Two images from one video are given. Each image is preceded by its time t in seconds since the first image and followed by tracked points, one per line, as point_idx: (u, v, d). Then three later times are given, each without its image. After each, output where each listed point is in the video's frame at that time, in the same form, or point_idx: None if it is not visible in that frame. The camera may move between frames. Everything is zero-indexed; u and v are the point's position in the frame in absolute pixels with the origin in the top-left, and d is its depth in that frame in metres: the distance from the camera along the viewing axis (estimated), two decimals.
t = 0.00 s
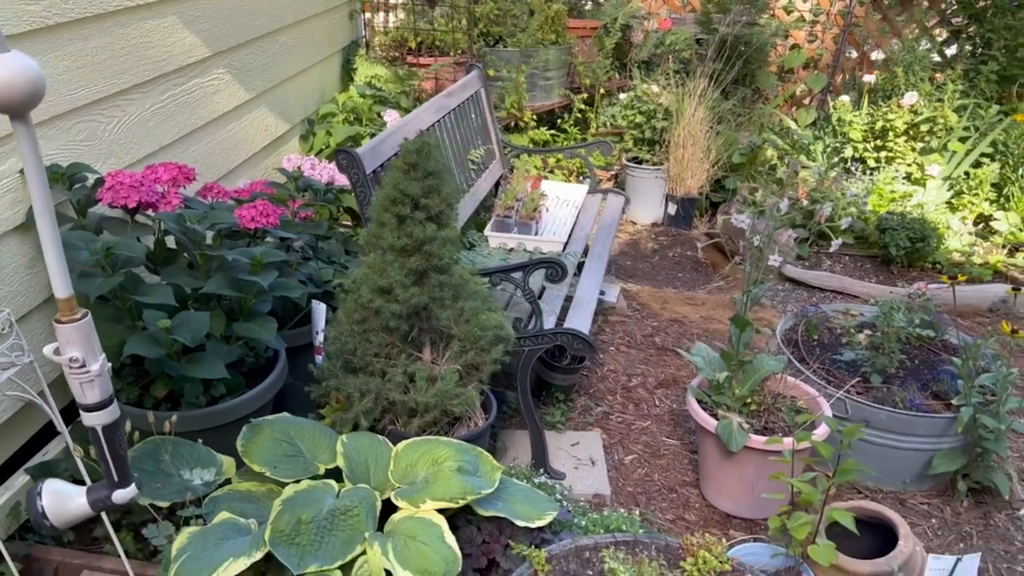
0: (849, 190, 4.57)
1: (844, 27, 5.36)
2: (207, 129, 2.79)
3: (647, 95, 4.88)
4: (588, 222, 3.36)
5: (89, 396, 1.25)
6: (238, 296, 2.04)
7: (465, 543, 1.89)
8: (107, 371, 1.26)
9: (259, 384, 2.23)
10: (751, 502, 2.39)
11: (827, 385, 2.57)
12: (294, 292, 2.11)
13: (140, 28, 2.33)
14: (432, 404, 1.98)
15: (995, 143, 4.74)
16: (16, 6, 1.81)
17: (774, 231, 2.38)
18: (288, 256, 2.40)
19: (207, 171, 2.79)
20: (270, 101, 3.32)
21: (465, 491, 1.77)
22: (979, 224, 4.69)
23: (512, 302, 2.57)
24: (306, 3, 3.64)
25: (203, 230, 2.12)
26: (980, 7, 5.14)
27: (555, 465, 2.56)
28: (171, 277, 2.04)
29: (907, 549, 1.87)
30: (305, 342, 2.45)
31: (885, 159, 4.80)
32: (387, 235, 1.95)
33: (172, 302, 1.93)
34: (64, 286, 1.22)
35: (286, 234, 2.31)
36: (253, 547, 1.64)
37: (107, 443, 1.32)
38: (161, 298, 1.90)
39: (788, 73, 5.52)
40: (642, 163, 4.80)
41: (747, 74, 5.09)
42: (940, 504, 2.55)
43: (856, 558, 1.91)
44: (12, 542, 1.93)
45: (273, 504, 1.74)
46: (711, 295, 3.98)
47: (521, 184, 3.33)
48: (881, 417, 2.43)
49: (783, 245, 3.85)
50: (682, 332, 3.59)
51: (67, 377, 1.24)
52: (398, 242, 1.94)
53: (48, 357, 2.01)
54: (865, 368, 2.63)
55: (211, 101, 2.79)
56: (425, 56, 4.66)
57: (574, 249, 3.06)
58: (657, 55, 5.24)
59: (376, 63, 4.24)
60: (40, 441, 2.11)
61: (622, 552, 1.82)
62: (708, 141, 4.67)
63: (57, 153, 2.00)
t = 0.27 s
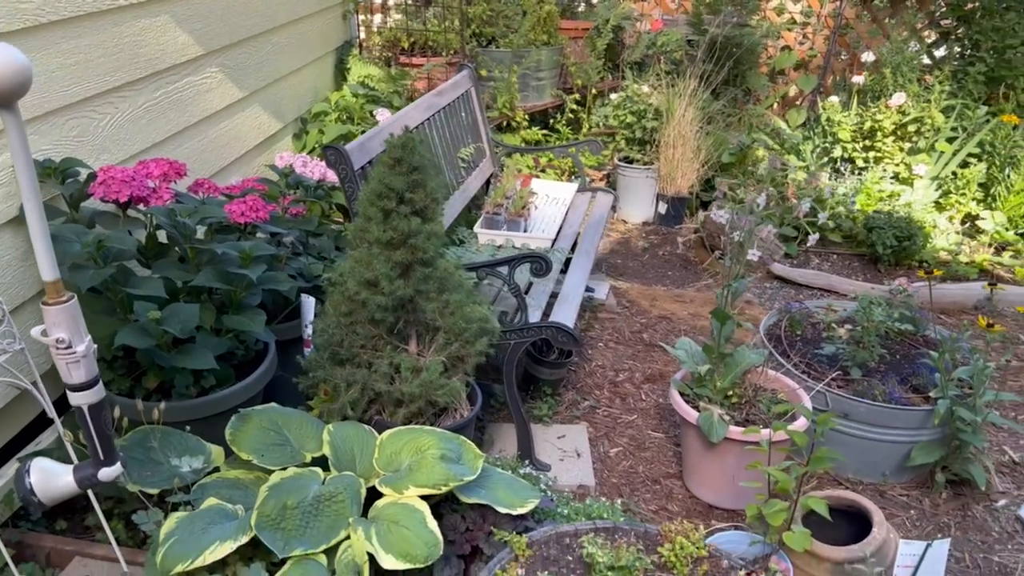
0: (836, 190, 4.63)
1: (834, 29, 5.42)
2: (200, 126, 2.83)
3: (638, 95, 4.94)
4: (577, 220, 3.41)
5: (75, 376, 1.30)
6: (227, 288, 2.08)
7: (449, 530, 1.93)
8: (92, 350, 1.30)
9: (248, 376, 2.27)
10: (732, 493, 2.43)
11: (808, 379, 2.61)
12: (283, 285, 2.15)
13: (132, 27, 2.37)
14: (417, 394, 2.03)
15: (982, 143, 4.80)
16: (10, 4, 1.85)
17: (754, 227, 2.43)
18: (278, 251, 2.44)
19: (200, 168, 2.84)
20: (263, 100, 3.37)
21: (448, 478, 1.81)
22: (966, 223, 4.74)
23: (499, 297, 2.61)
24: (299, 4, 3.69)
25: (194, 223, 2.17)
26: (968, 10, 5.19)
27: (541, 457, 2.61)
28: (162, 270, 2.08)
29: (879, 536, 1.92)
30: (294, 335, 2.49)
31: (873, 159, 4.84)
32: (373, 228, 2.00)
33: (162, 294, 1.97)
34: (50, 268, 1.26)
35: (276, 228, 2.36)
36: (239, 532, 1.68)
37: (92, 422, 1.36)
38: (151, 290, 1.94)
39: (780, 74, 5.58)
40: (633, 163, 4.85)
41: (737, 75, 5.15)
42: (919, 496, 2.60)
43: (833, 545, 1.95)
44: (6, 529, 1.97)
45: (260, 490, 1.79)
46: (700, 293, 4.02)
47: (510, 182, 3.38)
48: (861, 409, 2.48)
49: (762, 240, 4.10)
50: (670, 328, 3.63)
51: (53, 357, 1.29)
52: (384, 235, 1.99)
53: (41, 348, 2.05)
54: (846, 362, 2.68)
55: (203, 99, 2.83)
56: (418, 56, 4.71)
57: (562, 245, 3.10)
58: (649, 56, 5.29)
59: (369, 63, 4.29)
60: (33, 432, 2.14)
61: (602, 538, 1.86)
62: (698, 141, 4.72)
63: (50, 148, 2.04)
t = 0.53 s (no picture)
0: (829, 192, 4.70)
1: (827, 31, 5.48)
2: (198, 127, 2.87)
3: (631, 97, 4.99)
4: (570, 219, 3.46)
5: (74, 362, 1.35)
6: (223, 284, 2.12)
7: (441, 521, 1.97)
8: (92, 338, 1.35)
9: (245, 371, 2.31)
10: (720, 486, 2.47)
11: (796, 374, 2.66)
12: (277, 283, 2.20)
13: (131, 29, 2.42)
14: (410, 388, 2.07)
15: (973, 144, 4.84)
16: (12, 7, 1.90)
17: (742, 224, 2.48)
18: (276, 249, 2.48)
19: (198, 167, 2.88)
20: (261, 101, 3.41)
21: (439, 469, 1.85)
22: (957, 223, 4.79)
23: (492, 294, 2.66)
24: (297, 6, 3.74)
25: (191, 221, 2.20)
26: (959, 12, 5.24)
27: (534, 451, 2.65)
28: (161, 267, 2.13)
29: (864, 525, 1.98)
30: (290, 332, 2.53)
31: (865, 160, 4.89)
32: (367, 226, 2.04)
33: (160, 291, 2.01)
34: (52, 258, 1.31)
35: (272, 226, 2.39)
36: (235, 520, 1.72)
37: (90, 407, 1.40)
38: (149, 286, 1.98)
39: (774, 76, 5.63)
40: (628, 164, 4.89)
41: (731, 77, 5.20)
42: (905, 490, 2.64)
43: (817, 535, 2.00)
44: (7, 521, 2.01)
45: (255, 481, 1.83)
46: (692, 292, 4.07)
47: (505, 182, 3.43)
48: (848, 404, 2.52)
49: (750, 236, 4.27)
50: (663, 327, 3.68)
51: (54, 345, 1.33)
52: (377, 232, 2.03)
53: (41, 342, 2.09)
54: (833, 357, 2.72)
55: (202, 100, 2.88)
56: (414, 58, 4.76)
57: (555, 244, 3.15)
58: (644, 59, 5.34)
59: (365, 65, 4.34)
60: (34, 426, 2.17)
61: (590, 528, 1.90)
62: (692, 142, 4.77)
63: (50, 147, 2.09)
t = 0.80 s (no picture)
0: (822, 191, 4.74)
1: (822, 33, 5.52)
2: (196, 127, 2.90)
3: (626, 98, 5.03)
4: (565, 217, 3.49)
5: (73, 352, 1.38)
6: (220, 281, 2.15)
7: (436, 514, 2.00)
8: (90, 328, 1.39)
9: (242, 367, 2.34)
10: (713, 481, 2.49)
11: (787, 369, 2.69)
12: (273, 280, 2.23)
13: (129, 30, 2.45)
14: (405, 383, 2.09)
15: (966, 144, 4.88)
16: (12, 8, 1.93)
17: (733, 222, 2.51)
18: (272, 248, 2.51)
19: (196, 167, 2.91)
20: (258, 102, 3.44)
21: (433, 462, 1.88)
22: (950, 223, 4.82)
23: (487, 292, 2.69)
24: (294, 7, 3.77)
25: (189, 219, 2.23)
26: (952, 13, 5.27)
27: (529, 447, 2.68)
28: (159, 265, 2.15)
29: (852, 518, 2.01)
30: (287, 329, 2.56)
31: (859, 160, 4.93)
32: (362, 223, 2.07)
33: (158, 287, 2.04)
34: (52, 249, 1.35)
35: (268, 224, 2.42)
36: (231, 512, 1.75)
37: (89, 397, 1.44)
38: (147, 283, 2.01)
39: (769, 77, 5.66)
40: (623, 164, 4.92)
41: (726, 78, 5.24)
42: (896, 484, 2.67)
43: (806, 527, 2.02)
44: (7, 515, 2.03)
45: (252, 474, 1.85)
46: (687, 290, 4.10)
47: (500, 181, 3.46)
48: (839, 399, 2.55)
49: (740, 237, 4.21)
50: (658, 325, 3.71)
51: (53, 335, 1.37)
52: (372, 229, 2.06)
53: (41, 339, 2.12)
54: (824, 354, 2.75)
55: (199, 101, 2.91)
56: (411, 60, 4.84)
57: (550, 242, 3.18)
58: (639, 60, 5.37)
59: (362, 66, 4.38)
60: (34, 422, 2.19)
61: (582, 520, 1.93)
62: (686, 143, 4.80)
63: (49, 146, 2.12)
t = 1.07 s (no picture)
0: (815, 189, 4.77)
1: (816, 33, 5.55)
2: (192, 128, 2.92)
3: (621, 98, 5.06)
4: (559, 217, 3.51)
5: (68, 346, 1.41)
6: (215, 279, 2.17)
7: (430, 510, 2.01)
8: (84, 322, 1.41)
9: (237, 365, 2.35)
10: (706, 476, 2.51)
11: (779, 366, 2.71)
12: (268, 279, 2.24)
13: (125, 31, 2.47)
14: (399, 379, 2.11)
15: (959, 143, 4.90)
16: (8, 9, 1.95)
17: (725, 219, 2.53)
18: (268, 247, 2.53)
19: (192, 168, 2.93)
20: (254, 103, 3.46)
21: (427, 457, 1.90)
22: (944, 221, 4.84)
23: (481, 290, 2.71)
24: (289, 9, 3.79)
25: (184, 218, 2.25)
26: (945, 13, 5.30)
27: (523, 444, 2.70)
28: (154, 263, 2.17)
29: (844, 511, 2.03)
30: (282, 328, 2.57)
31: (853, 159, 4.95)
32: (356, 221, 2.09)
33: (154, 285, 2.06)
34: (46, 244, 1.37)
35: (264, 224, 2.44)
36: (227, 507, 1.76)
37: (84, 390, 1.47)
38: (143, 281, 2.03)
39: (764, 77, 5.69)
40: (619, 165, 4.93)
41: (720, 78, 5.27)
42: (888, 479, 2.69)
43: (797, 521, 2.04)
44: (4, 513, 2.05)
45: (247, 470, 1.87)
46: (681, 289, 4.12)
47: (495, 181, 3.48)
48: (831, 395, 2.57)
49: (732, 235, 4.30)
50: (652, 323, 3.73)
51: (48, 329, 1.40)
52: (366, 227, 2.08)
53: (37, 337, 2.13)
54: (817, 350, 2.77)
55: (195, 102, 2.93)
56: (407, 61, 4.93)
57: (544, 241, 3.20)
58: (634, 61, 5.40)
59: (358, 68, 4.40)
60: (31, 420, 2.21)
61: (575, 514, 1.95)
62: (681, 143, 4.83)
63: (45, 146, 2.14)
